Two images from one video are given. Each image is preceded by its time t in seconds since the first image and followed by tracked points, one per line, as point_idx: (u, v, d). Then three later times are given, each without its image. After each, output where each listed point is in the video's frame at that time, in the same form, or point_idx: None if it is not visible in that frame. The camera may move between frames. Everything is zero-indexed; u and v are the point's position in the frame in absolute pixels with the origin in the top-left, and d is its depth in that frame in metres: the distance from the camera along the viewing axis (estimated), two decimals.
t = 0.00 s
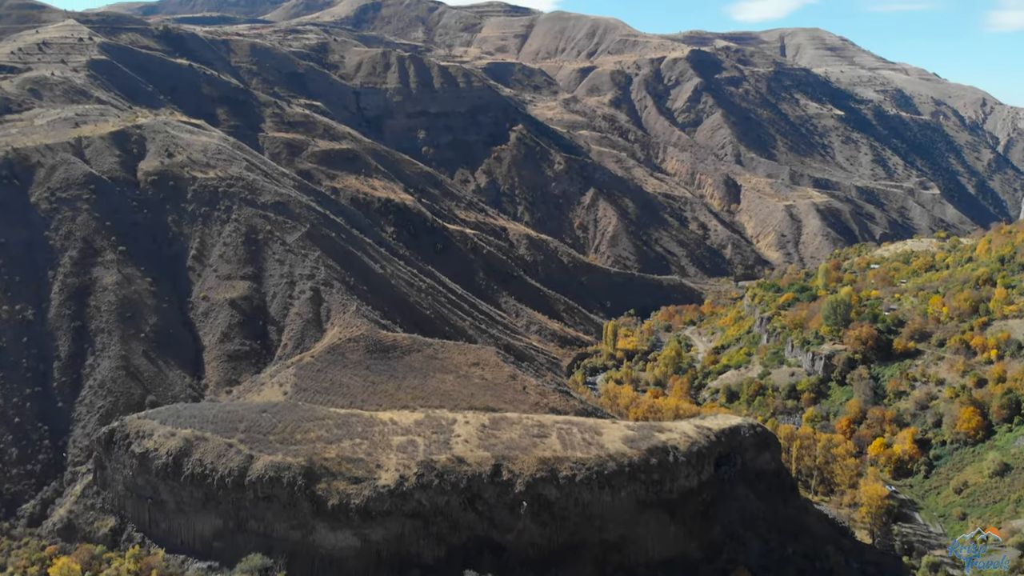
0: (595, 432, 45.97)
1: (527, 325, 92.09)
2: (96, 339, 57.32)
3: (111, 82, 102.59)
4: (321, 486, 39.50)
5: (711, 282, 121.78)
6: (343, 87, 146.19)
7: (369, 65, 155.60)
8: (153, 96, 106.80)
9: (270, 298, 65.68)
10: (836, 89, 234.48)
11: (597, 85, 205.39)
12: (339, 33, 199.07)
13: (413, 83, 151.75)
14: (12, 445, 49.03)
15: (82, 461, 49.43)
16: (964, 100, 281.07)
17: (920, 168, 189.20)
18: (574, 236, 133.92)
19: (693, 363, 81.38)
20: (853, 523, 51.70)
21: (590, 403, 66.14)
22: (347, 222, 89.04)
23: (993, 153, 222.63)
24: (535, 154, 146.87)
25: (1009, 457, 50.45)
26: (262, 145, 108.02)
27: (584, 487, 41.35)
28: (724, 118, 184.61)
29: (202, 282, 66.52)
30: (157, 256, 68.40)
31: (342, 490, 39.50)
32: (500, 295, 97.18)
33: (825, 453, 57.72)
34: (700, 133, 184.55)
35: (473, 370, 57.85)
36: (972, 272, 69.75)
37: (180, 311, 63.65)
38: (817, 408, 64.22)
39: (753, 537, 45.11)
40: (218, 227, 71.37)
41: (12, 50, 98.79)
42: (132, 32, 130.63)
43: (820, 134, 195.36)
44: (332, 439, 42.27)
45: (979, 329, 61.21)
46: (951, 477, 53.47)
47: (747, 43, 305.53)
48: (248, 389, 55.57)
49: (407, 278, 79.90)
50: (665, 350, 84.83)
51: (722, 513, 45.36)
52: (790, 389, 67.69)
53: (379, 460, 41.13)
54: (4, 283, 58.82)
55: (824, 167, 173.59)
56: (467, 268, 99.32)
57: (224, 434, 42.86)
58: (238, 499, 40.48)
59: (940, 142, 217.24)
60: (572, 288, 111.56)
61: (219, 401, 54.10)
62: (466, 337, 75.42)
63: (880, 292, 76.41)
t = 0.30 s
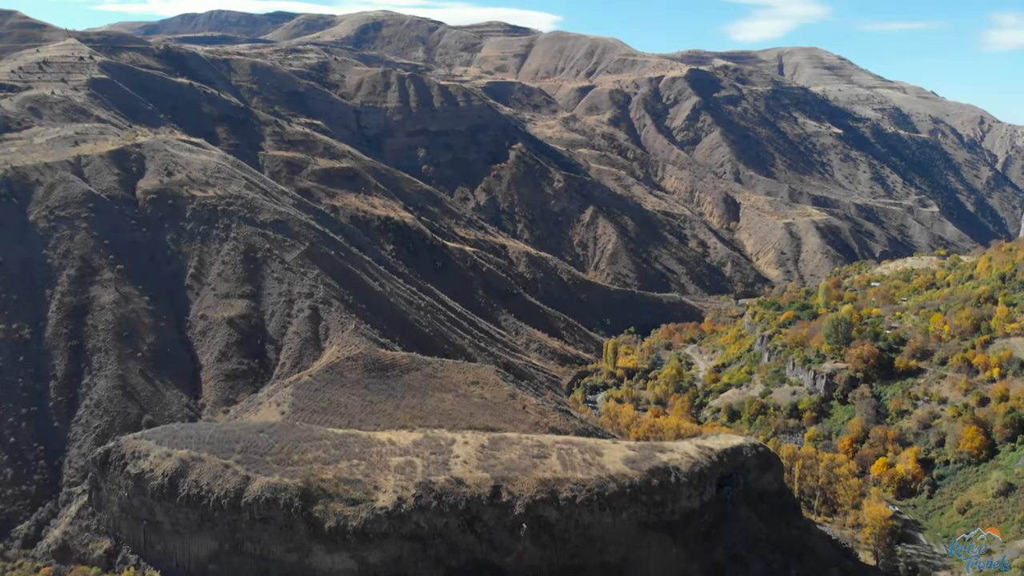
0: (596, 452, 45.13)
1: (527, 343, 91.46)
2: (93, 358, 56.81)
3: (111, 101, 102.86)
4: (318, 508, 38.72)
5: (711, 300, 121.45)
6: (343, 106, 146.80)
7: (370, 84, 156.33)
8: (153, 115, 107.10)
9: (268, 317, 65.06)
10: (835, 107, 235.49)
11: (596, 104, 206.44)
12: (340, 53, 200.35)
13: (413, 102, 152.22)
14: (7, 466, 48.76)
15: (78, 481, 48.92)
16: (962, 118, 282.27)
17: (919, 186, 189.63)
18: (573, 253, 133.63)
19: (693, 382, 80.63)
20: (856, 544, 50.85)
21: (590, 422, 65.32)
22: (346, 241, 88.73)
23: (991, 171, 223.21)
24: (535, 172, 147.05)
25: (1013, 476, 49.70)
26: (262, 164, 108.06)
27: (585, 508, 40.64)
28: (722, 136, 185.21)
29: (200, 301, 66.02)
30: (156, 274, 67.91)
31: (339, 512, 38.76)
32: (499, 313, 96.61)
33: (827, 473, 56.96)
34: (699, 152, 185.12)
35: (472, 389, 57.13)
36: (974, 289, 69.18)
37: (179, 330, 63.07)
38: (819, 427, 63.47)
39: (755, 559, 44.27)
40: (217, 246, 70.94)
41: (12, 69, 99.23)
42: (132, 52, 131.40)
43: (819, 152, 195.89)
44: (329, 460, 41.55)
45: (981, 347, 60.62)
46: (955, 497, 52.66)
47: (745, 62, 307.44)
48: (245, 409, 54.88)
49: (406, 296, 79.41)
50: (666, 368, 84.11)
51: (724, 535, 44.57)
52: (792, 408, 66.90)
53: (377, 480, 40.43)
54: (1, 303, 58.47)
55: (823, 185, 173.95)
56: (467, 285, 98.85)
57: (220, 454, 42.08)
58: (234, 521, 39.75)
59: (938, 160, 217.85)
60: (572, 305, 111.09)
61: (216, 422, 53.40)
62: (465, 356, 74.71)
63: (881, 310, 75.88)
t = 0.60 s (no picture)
0: (597, 475, 44.34)
1: (527, 363, 90.66)
2: (89, 378, 56.20)
3: (111, 120, 102.89)
4: (313, 532, 37.72)
5: (711, 319, 120.93)
6: (343, 126, 147.16)
7: (370, 104, 156.89)
8: (153, 134, 107.08)
9: (265, 336, 64.41)
10: (833, 127, 236.58)
11: (596, 124, 207.17)
12: (340, 73, 201.39)
13: (413, 122, 152.62)
14: (1, 487, 47.86)
15: (72, 503, 48.21)
16: (960, 137, 283.30)
17: (918, 206, 189.82)
18: (572, 272, 133.15)
19: (694, 402, 79.75)
20: (860, 568, 49.88)
21: (590, 444, 64.41)
22: (345, 260, 88.33)
23: (990, 190, 223.74)
24: (534, 191, 147.06)
25: (1018, 499, 48.89)
26: (262, 184, 107.87)
27: (585, 532, 39.81)
28: (721, 156, 185.57)
29: (197, 320, 65.42)
30: (154, 293, 67.33)
31: (336, 536, 37.80)
32: (499, 332, 95.90)
33: (830, 495, 56.09)
34: (698, 171, 185.44)
35: (471, 410, 56.30)
36: (975, 309, 68.63)
37: (175, 349, 62.43)
38: (821, 449, 62.60)
39: None
40: (215, 265, 70.47)
41: (13, 88, 99.30)
42: (133, 72, 131.81)
43: (818, 172, 196.25)
44: (325, 483, 40.74)
45: (983, 367, 59.97)
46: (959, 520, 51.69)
47: (743, 83, 309.32)
48: (241, 430, 54.01)
49: (405, 315, 78.84)
50: (667, 389, 83.25)
51: (726, 559, 43.73)
52: (794, 429, 65.99)
53: (374, 503, 39.60)
54: None
55: (822, 205, 173.94)
56: (466, 305, 98.23)
57: (216, 477, 41.22)
58: (229, 545, 38.79)
59: (936, 180, 218.30)
60: (571, 325, 110.39)
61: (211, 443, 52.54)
62: (464, 375, 73.88)
63: (883, 330, 75.30)
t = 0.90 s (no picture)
0: (597, 495, 43.64)
1: (526, 381, 89.99)
2: (85, 397, 55.61)
3: (111, 139, 102.95)
4: (310, 554, 36.64)
5: (712, 336, 120.46)
6: (343, 144, 147.43)
7: (370, 123, 157.36)
8: (152, 152, 107.17)
9: (263, 355, 63.75)
10: (831, 145, 237.43)
11: (594, 142, 207.77)
12: (341, 92, 202.43)
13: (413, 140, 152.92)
14: None
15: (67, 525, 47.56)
16: (959, 155, 284.34)
17: (917, 223, 190.04)
18: (572, 289, 132.73)
19: (695, 421, 78.99)
20: None
21: (591, 463, 63.61)
22: (344, 277, 87.96)
23: (989, 208, 224.09)
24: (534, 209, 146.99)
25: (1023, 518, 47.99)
26: (261, 202, 107.72)
27: (586, 554, 39.02)
28: (720, 174, 185.96)
29: (195, 339, 64.78)
30: (152, 312, 66.77)
31: (333, 558, 36.75)
32: (498, 350, 95.26)
33: (833, 516, 55.35)
34: (697, 189, 185.62)
35: (470, 429, 55.59)
36: (977, 327, 68.09)
37: (173, 368, 61.77)
38: (824, 468, 61.82)
39: None
40: (213, 283, 69.81)
41: (13, 106, 99.47)
42: (133, 90, 132.16)
43: (817, 190, 196.52)
44: (322, 504, 40.02)
45: (986, 386, 59.31)
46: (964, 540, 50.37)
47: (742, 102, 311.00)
48: (238, 450, 53.23)
49: (404, 333, 78.31)
50: (668, 407, 82.45)
51: None
52: (796, 448, 65.28)
53: (372, 525, 38.87)
54: None
55: (822, 222, 174.07)
56: (465, 322, 97.71)
57: (211, 498, 40.45)
58: (224, 567, 37.83)
59: (935, 197, 218.89)
60: (571, 342, 109.76)
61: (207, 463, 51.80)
62: (463, 394, 73.11)
63: (884, 348, 74.77)
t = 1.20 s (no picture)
0: (597, 516, 42.90)
1: (525, 398, 89.29)
2: (81, 416, 54.98)
3: (111, 156, 102.91)
4: None
5: (712, 354, 119.87)
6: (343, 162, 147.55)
7: (369, 141, 157.68)
8: (152, 169, 107.13)
9: (260, 373, 63.07)
10: (829, 163, 238.13)
11: (593, 160, 208.26)
12: (341, 110, 203.17)
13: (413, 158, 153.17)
14: None
15: (61, 545, 46.82)
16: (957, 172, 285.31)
17: (916, 240, 190.07)
18: (571, 306, 132.20)
19: (696, 440, 78.20)
20: None
21: (591, 482, 62.78)
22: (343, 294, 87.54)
23: (988, 224, 224.36)
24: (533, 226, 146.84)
25: None
26: (260, 219, 107.49)
27: None
28: (719, 191, 186.26)
29: (192, 356, 64.13)
30: (149, 329, 66.22)
31: None
32: (498, 367, 94.58)
33: (836, 536, 54.58)
34: (696, 207, 185.70)
35: (468, 448, 54.87)
36: (979, 344, 67.48)
37: (169, 385, 61.09)
38: (826, 488, 61.01)
39: None
40: (211, 300, 69.25)
41: (13, 123, 99.53)
42: (134, 108, 132.44)
43: (816, 207, 196.68)
44: (319, 525, 39.24)
45: (989, 404, 58.55)
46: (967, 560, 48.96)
47: (740, 120, 312.51)
48: (235, 470, 52.48)
49: (402, 350, 77.72)
50: (669, 425, 81.67)
51: None
52: (798, 467, 64.56)
53: (369, 546, 38.07)
54: None
55: (821, 239, 174.04)
56: (464, 339, 97.14)
57: (207, 518, 39.66)
58: None
59: (934, 214, 219.22)
60: (571, 360, 109.10)
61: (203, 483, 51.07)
62: (462, 412, 72.35)
63: (885, 365, 74.16)
